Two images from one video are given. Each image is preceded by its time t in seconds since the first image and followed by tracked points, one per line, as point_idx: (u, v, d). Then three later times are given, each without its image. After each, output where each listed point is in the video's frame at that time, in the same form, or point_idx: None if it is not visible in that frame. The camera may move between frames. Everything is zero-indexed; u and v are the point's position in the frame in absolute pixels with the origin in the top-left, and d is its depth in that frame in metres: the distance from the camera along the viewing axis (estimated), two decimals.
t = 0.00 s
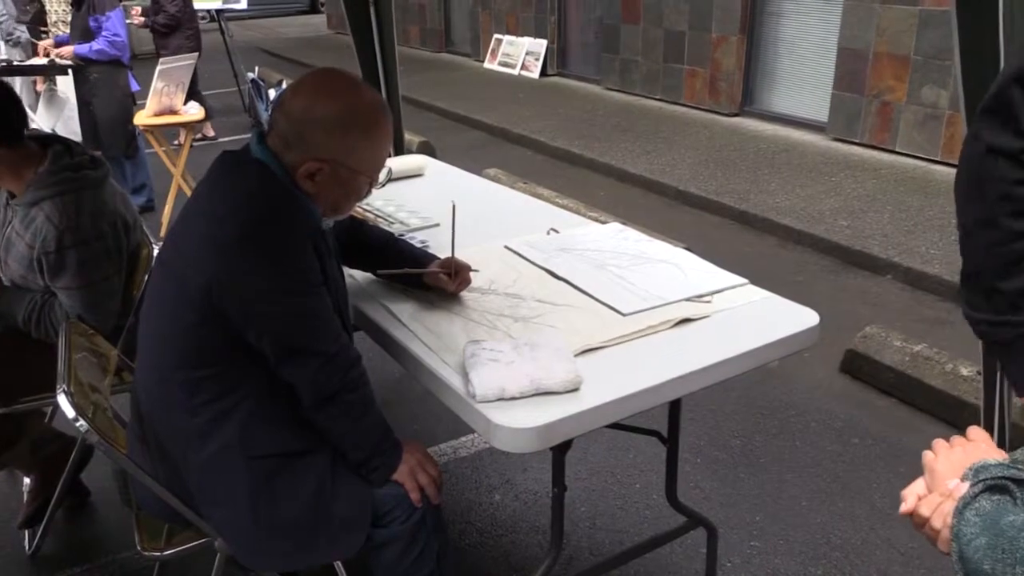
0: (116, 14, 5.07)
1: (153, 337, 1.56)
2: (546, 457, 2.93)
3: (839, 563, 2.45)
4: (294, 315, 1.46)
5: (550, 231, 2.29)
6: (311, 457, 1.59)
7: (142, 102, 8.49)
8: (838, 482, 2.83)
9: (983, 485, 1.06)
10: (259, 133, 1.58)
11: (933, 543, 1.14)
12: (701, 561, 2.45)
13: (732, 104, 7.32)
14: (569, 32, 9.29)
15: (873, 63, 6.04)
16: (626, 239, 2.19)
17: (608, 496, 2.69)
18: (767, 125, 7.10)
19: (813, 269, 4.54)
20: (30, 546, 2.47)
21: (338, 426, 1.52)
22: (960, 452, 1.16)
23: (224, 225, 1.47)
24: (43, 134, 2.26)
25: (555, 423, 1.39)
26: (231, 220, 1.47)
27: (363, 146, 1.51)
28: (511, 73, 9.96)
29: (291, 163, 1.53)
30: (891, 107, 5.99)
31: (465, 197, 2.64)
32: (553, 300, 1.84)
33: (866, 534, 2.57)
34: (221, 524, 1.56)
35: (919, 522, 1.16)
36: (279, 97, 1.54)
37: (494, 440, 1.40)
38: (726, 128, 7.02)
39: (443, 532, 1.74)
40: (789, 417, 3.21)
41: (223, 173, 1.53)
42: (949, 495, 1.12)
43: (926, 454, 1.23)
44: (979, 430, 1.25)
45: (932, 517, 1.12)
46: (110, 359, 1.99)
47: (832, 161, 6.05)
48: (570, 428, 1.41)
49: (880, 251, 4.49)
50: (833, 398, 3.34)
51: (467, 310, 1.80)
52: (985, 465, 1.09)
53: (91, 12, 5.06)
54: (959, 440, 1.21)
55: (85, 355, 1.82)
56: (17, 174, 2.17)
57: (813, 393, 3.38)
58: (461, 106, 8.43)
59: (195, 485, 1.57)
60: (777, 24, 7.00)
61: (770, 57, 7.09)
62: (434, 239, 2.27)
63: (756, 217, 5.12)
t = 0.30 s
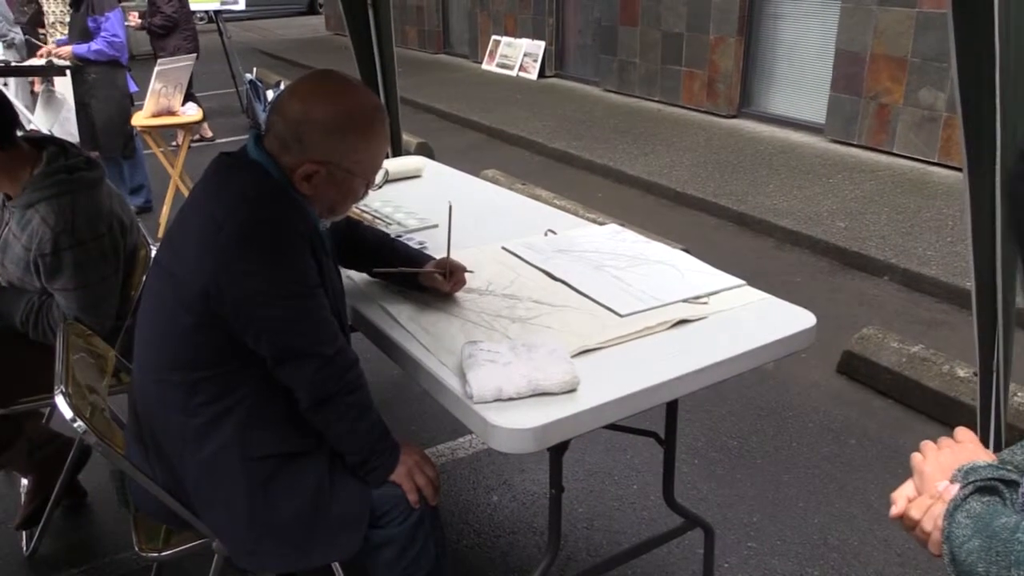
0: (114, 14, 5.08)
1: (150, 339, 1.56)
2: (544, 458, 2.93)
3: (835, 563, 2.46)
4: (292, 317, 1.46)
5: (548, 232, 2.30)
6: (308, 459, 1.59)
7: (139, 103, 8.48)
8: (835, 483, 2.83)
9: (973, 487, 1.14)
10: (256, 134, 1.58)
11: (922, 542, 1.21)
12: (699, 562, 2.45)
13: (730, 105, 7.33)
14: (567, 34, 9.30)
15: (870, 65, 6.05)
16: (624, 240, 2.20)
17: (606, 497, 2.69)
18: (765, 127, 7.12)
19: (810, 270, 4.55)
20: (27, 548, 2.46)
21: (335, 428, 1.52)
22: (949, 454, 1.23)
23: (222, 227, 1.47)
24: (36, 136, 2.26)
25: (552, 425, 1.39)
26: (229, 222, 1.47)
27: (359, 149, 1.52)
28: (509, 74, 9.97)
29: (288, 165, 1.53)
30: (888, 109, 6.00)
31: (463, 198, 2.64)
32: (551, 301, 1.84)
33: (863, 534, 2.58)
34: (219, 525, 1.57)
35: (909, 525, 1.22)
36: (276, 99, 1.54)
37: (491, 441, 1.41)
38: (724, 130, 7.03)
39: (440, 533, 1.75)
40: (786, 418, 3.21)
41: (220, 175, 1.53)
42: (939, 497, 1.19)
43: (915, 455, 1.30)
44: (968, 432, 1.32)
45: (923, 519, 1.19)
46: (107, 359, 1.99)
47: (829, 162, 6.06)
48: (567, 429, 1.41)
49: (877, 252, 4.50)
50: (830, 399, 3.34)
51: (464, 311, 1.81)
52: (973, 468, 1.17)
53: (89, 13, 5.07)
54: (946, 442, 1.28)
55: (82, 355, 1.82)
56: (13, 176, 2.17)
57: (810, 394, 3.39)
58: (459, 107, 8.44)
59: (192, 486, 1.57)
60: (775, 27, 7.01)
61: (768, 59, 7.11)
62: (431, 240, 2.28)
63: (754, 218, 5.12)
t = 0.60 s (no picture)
0: (114, 17, 5.06)
1: (148, 340, 1.57)
2: (543, 459, 2.93)
3: (834, 564, 2.46)
4: (290, 318, 1.47)
5: (546, 233, 2.30)
6: (307, 460, 1.59)
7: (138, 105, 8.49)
8: (834, 484, 2.83)
9: (966, 488, 1.14)
10: (255, 135, 1.58)
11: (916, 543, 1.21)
12: (697, 562, 2.45)
13: (728, 107, 7.34)
14: (566, 36, 9.31)
15: (869, 66, 6.06)
16: (622, 241, 2.20)
17: (605, 498, 2.69)
18: (764, 128, 7.13)
19: (809, 271, 4.55)
20: (25, 549, 2.46)
21: (334, 429, 1.53)
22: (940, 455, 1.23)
23: (220, 227, 1.47)
24: (35, 137, 2.26)
25: (552, 425, 1.39)
26: (227, 223, 1.47)
27: (358, 150, 1.52)
28: (508, 76, 9.98)
29: (287, 166, 1.53)
30: (887, 110, 6.01)
31: (462, 200, 2.64)
32: (550, 302, 1.85)
33: (861, 535, 2.58)
34: (218, 526, 1.57)
35: (902, 526, 1.22)
36: (274, 100, 1.54)
37: (490, 441, 1.41)
38: (722, 131, 7.04)
39: (439, 533, 1.75)
40: (785, 419, 3.22)
41: (219, 177, 1.53)
42: (931, 498, 1.19)
43: (907, 455, 1.30)
44: (959, 431, 1.33)
45: (917, 521, 1.19)
46: (106, 360, 1.99)
47: (827, 163, 6.07)
48: (566, 430, 1.41)
49: (875, 253, 4.51)
50: (829, 400, 3.35)
51: (463, 312, 1.81)
52: (965, 469, 1.18)
53: (88, 15, 5.06)
54: (939, 443, 1.28)
55: (82, 356, 1.83)
56: (13, 177, 2.17)
57: (809, 394, 3.39)
58: (458, 109, 8.44)
59: (190, 487, 1.58)
60: (773, 28, 7.02)
61: (767, 61, 7.11)
62: (430, 241, 2.28)
63: (753, 220, 5.13)
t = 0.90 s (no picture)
0: (115, 17, 5.09)
1: (148, 340, 1.56)
2: (543, 460, 2.93)
3: (834, 566, 2.46)
4: (291, 318, 1.46)
5: (547, 234, 2.30)
6: (307, 460, 1.59)
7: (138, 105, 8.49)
8: (835, 485, 2.83)
9: (963, 489, 1.15)
10: (255, 135, 1.58)
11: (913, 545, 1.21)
12: (698, 564, 2.45)
13: (729, 108, 7.34)
14: (566, 37, 9.31)
15: (869, 68, 6.06)
16: (622, 242, 2.20)
17: (606, 499, 2.69)
18: (764, 129, 7.13)
19: (809, 273, 4.55)
20: (25, 549, 2.46)
21: (334, 430, 1.52)
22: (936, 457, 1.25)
23: (220, 227, 1.47)
24: (35, 137, 2.26)
25: (553, 426, 1.39)
26: (227, 224, 1.47)
27: (358, 150, 1.52)
28: (509, 77, 9.98)
29: (287, 166, 1.53)
30: (887, 111, 6.01)
31: (462, 201, 2.64)
32: (550, 302, 1.84)
33: (862, 537, 2.58)
34: (218, 526, 1.57)
35: (901, 528, 1.22)
36: (274, 99, 1.54)
37: (491, 442, 1.40)
38: (723, 132, 7.04)
39: (439, 534, 1.74)
40: (786, 420, 3.21)
41: (218, 177, 1.53)
42: (929, 499, 1.20)
43: (905, 457, 1.32)
44: (957, 432, 1.34)
45: (913, 522, 1.19)
46: (106, 361, 1.98)
47: (828, 164, 6.07)
48: (566, 431, 1.41)
49: (876, 254, 4.51)
50: (830, 401, 3.34)
51: (463, 312, 1.81)
52: (962, 470, 1.19)
53: (89, 15, 5.08)
54: (936, 444, 1.30)
55: (82, 356, 1.82)
56: (13, 177, 2.17)
57: (810, 396, 3.39)
58: (458, 110, 8.44)
59: (190, 487, 1.57)
60: (773, 29, 7.02)
61: (767, 62, 7.11)
62: (430, 242, 2.28)
63: (753, 221, 5.13)
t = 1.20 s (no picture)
0: (119, 15, 5.07)
1: (150, 339, 1.56)
2: (547, 460, 2.92)
3: (839, 569, 2.44)
4: (294, 318, 1.46)
5: (552, 234, 2.29)
6: (310, 460, 1.58)
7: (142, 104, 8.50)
8: (840, 488, 2.82)
9: (966, 491, 1.14)
10: (258, 134, 1.57)
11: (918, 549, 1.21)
12: (701, 566, 2.44)
13: (733, 109, 7.32)
14: (570, 37, 9.30)
15: (873, 69, 6.04)
16: (627, 242, 2.19)
17: (609, 500, 2.68)
18: (768, 130, 7.11)
19: (813, 274, 4.54)
20: (26, 548, 2.45)
21: (337, 430, 1.51)
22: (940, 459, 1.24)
23: (223, 226, 1.46)
24: (38, 135, 2.25)
25: (557, 427, 1.38)
26: (231, 222, 1.46)
27: (362, 149, 1.51)
28: (513, 77, 9.97)
29: (291, 165, 1.52)
30: (892, 113, 5.99)
31: (466, 200, 2.63)
32: (555, 303, 1.84)
33: (866, 540, 2.56)
34: (219, 526, 1.56)
35: (904, 530, 1.22)
36: (278, 98, 1.53)
37: (495, 442, 1.39)
38: (727, 133, 7.02)
39: (442, 535, 1.74)
40: (790, 422, 3.20)
41: (221, 176, 1.52)
42: (933, 502, 1.19)
43: (910, 460, 1.31)
44: (963, 435, 1.33)
45: (917, 525, 1.19)
46: (109, 360, 1.98)
47: (833, 166, 6.05)
48: (571, 432, 1.40)
49: (881, 256, 4.49)
50: (834, 403, 3.33)
51: (467, 312, 1.80)
52: (966, 472, 1.17)
53: (94, 12, 5.06)
54: (940, 447, 1.30)
55: (84, 355, 1.82)
56: (15, 176, 2.16)
57: (814, 397, 3.37)
58: (463, 110, 8.43)
59: (192, 487, 1.57)
60: (778, 31, 7.00)
61: (772, 63, 7.09)
62: (434, 241, 2.27)
63: (757, 222, 5.11)
